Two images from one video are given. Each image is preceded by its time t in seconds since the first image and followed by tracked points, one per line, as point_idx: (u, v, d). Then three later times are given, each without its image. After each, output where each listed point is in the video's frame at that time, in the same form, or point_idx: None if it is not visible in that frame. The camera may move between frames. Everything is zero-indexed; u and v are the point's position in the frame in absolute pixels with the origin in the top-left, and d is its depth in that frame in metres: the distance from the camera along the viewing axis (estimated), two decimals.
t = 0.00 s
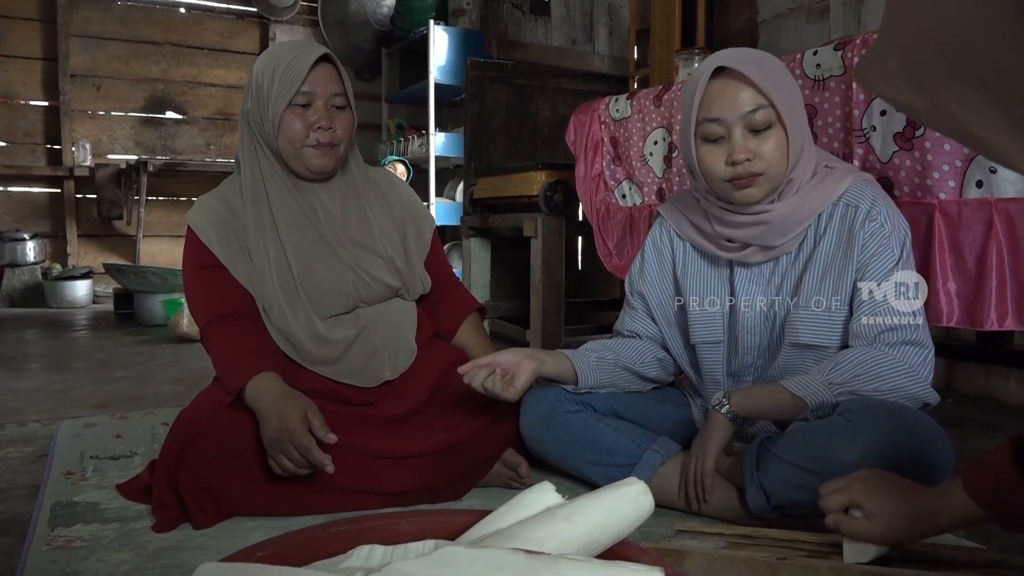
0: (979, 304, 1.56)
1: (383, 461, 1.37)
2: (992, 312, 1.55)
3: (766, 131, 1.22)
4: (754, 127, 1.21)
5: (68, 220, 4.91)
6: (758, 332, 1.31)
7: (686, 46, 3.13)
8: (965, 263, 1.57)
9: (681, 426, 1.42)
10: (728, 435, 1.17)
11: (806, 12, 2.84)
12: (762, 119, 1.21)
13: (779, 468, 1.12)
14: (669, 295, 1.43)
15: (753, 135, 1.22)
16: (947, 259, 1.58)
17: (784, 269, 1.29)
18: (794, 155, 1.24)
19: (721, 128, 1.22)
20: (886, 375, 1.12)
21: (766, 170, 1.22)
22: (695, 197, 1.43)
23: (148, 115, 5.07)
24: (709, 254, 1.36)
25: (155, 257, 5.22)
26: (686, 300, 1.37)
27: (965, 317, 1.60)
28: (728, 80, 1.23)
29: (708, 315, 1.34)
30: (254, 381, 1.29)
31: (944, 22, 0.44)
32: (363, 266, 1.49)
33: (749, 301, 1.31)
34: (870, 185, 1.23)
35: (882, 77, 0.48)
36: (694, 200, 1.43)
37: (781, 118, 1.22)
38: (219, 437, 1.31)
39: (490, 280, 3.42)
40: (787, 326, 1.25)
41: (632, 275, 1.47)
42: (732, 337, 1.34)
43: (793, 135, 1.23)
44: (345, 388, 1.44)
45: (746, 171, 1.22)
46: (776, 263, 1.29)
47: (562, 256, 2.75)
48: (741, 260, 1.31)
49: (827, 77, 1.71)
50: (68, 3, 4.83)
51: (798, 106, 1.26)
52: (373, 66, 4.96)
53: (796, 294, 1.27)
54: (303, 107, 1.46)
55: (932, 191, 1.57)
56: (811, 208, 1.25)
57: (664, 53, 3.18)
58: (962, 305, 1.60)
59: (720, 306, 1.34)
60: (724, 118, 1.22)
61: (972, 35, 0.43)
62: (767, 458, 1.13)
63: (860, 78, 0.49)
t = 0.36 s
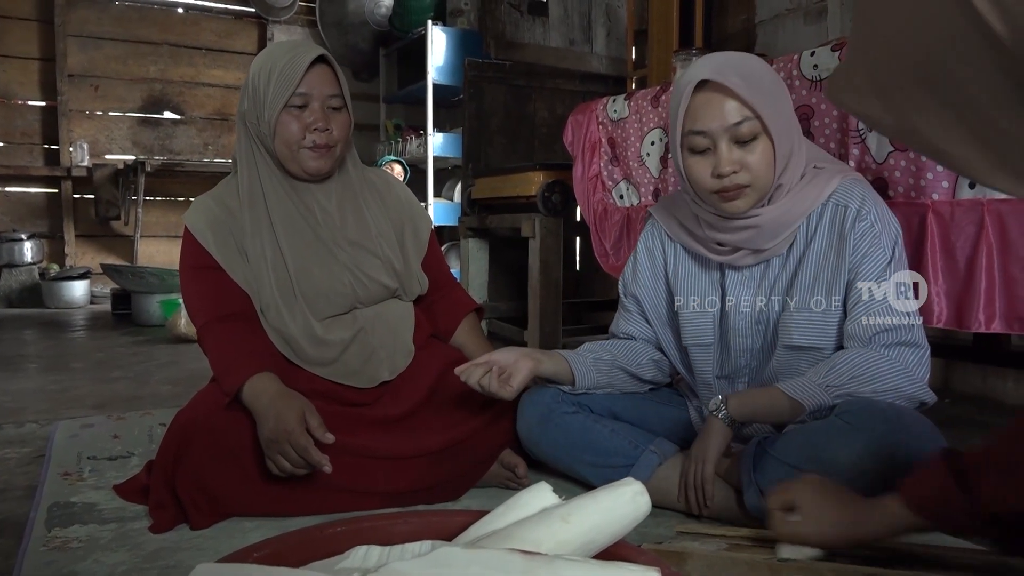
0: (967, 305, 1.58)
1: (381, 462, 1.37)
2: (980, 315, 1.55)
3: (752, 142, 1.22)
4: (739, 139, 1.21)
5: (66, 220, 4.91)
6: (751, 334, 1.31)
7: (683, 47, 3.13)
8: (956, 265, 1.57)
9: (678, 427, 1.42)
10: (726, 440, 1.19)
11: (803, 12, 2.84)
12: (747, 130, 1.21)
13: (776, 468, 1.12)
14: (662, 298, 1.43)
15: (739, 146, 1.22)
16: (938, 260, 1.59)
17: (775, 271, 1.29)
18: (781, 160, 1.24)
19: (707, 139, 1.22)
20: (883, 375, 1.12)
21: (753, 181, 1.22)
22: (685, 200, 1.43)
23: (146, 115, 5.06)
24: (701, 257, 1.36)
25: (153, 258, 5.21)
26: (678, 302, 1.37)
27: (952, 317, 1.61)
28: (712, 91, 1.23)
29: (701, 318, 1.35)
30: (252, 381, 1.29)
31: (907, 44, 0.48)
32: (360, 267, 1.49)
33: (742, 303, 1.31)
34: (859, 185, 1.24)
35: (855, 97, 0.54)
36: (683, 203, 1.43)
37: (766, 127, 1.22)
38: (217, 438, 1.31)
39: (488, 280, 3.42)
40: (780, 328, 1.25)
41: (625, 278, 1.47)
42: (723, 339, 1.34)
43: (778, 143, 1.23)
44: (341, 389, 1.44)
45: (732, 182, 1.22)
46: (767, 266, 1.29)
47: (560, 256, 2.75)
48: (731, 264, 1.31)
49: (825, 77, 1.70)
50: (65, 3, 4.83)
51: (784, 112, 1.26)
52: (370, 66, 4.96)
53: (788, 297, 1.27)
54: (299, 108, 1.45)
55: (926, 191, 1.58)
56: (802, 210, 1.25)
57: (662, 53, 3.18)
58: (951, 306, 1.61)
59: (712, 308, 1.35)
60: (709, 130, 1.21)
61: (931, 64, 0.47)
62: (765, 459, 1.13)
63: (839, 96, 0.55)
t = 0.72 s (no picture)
0: (963, 306, 1.57)
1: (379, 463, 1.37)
2: (976, 316, 1.55)
3: (752, 140, 1.22)
4: (739, 137, 1.21)
5: (64, 222, 4.91)
6: (751, 334, 1.31)
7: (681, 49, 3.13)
8: (952, 266, 1.58)
9: (676, 428, 1.42)
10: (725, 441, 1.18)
11: (801, 14, 2.84)
12: (747, 129, 1.21)
13: (774, 469, 1.12)
14: (661, 298, 1.43)
15: (739, 144, 1.22)
16: (935, 261, 1.60)
17: (774, 271, 1.29)
18: (781, 161, 1.24)
19: (707, 138, 1.22)
20: (882, 375, 1.12)
21: (753, 180, 1.23)
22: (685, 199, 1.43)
23: (144, 117, 5.06)
24: (700, 256, 1.36)
25: (151, 259, 5.21)
26: (678, 302, 1.37)
27: (948, 319, 1.62)
28: (713, 90, 1.23)
29: (700, 318, 1.35)
30: (251, 382, 1.29)
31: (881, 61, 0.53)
32: (358, 268, 1.49)
33: (741, 303, 1.31)
34: (859, 185, 1.24)
35: (834, 105, 0.58)
36: (683, 203, 1.43)
37: (766, 126, 1.22)
38: (215, 439, 1.32)
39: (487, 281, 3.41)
40: (779, 328, 1.25)
41: (625, 277, 1.47)
42: (723, 339, 1.34)
43: (779, 143, 1.23)
44: (340, 389, 1.44)
45: (732, 181, 1.22)
46: (767, 266, 1.29)
47: (558, 258, 2.75)
48: (730, 263, 1.31)
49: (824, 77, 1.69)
50: (63, 5, 4.83)
51: (783, 112, 1.26)
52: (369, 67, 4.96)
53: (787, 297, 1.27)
54: (297, 109, 1.45)
55: (923, 192, 1.58)
56: (802, 210, 1.25)
57: (660, 54, 3.19)
58: (947, 307, 1.61)
59: (711, 308, 1.35)
60: (709, 129, 1.21)
61: (907, 78, 0.51)
62: (764, 460, 1.13)
63: (819, 104, 0.60)
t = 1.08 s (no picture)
0: (963, 306, 1.57)
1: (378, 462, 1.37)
2: (975, 316, 1.56)
3: (751, 140, 1.22)
4: (738, 137, 1.21)
5: (62, 222, 4.91)
6: (750, 333, 1.30)
7: (679, 50, 3.14)
8: (952, 267, 1.58)
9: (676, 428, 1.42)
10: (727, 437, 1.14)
11: (800, 14, 2.85)
12: (747, 128, 1.21)
13: (772, 469, 1.12)
14: (661, 297, 1.43)
15: (740, 144, 1.22)
16: (935, 262, 1.60)
17: (773, 271, 1.29)
18: (779, 161, 1.24)
19: (708, 137, 1.22)
20: (880, 376, 1.12)
21: (751, 180, 1.23)
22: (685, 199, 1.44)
23: (143, 117, 5.05)
24: (699, 256, 1.37)
25: (150, 259, 5.20)
26: (677, 302, 1.37)
27: (949, 319, 1.61)
28: (714, 90, 1.23)
29: (700, 318, 1.35)
30: (249, 382, 1.29)
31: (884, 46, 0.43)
32: (358, 268, 1.49)
33: (739, 303, 1.31)
34: (859, 186, 1.24)
35: (834, 97, 0.47)
36: (684, 203, 1.43)
37: (765, 126, 1.22)
38: (215, 438, 1.33)
39: (485, 281, 3.41)
40: (779, 329, 1.25)
41: (625, 277, 1.47)
42: (721, 339, 1.34)
43: (777, 144, 1.23)
44: (339, 389, 1.44)
45: (730, 180, 1.23)
46: (765, 266, 1.29)
47: (557, 258, 2.75)
48: (730, 263, 1.31)
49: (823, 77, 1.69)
50: (62, 5, 4.83)
51: (784, 112, 1.26)
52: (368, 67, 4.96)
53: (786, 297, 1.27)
54: (296, 110, 1.44)
55: (922, 193, 1.59)
56: (801, 210, 1.25)
57: (659, 54, 3.18)
58: (946, 307, 1.61)
59: (710, 307, 1.35)
60: (709, 128, 1.22)
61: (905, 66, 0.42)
62: (762, 460, 1.14)
63: (815, 96, 0.49)
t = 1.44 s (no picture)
0: (964, 307, 1.57)
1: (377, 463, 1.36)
2: (976, 316, 1.56)
3: (746, 137, 1.22)
4: (734, 135, 1.21)
5: (61, 222, 4.91)
6: (748, 333, 1.30)
7: (678, 50, 3.14)
8: (952, 268, 1.58)
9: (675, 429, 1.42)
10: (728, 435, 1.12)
11: (800, 14, 2.85)
12: (744, 127, 1.21)
13: (770, 469, 1.12)
14: (660, 296, 1.43)
15: (735, 142, 1.22)
16: (935, 262, 1.60)
17: (771, 270, 1.29)
18: (775, 161, 1.24)
19: (704, 134, 1.22)
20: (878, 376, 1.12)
21: (746, 178, 1.23)
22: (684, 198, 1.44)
23: (142, 117, 5.05)
24: (698, 255, 1.37)
25: (148, 259, 5.20)
26: (677, 301, 1.37)
27: (949, 318, 1.61)
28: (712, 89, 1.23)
29: (697, 317, 1.35)
30: (249, 382, 1.29)
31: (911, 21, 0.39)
32: (357, 268, 1.49)
33: (738, 302, 1.31)
34: (858, 187, 1.24)
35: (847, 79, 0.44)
36: (683, 202, 1.43)
37: (762, 126, 1.22)
38: (215, 439, 1.33)
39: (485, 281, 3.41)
40: (778, 328, 1.25)
41: (624, 276, 1.47)
42: (720, 338, 1.34)
43: (775, 143, 1.23)
44: (338, 390, 1.44)
45: (726, 177, 1.23)
46: (763, 265, 1.29)
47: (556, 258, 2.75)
48: (729, 262, 1.31)
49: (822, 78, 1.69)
50: (61, 5, 4.83)
51: (782, 112, 1.26)
52: (367, 67, 4.96)
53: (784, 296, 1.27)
54: (296, 110, 1.44)
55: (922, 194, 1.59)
56: (799, 210, 1.25)
57: (659, 55, 3.18)
58: (946, 307, 1.62)
59: (709, 307, 1.35)
60: (704, 124, 1.22)
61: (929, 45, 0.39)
62: (761, 460, 1.14)
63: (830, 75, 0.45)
